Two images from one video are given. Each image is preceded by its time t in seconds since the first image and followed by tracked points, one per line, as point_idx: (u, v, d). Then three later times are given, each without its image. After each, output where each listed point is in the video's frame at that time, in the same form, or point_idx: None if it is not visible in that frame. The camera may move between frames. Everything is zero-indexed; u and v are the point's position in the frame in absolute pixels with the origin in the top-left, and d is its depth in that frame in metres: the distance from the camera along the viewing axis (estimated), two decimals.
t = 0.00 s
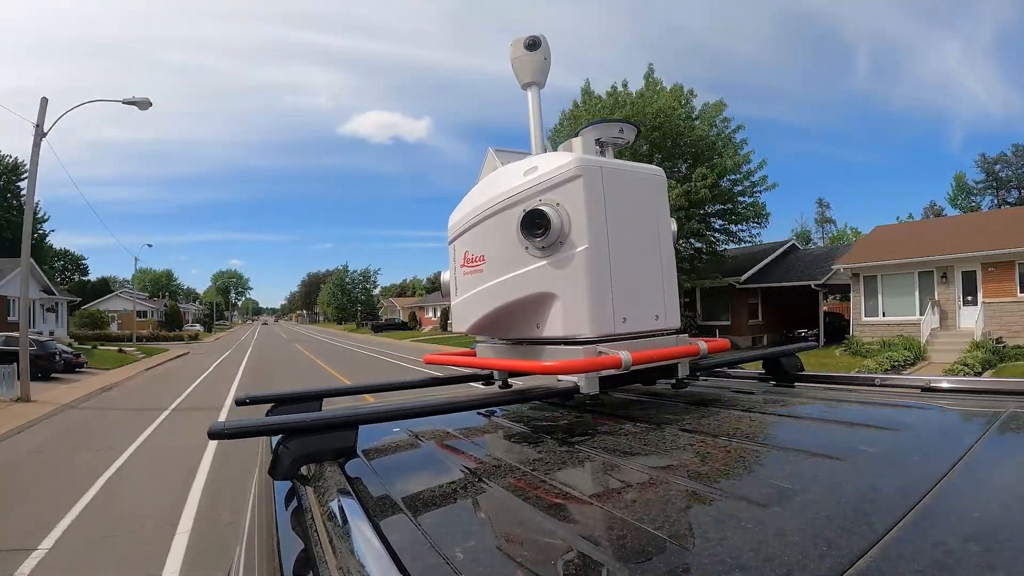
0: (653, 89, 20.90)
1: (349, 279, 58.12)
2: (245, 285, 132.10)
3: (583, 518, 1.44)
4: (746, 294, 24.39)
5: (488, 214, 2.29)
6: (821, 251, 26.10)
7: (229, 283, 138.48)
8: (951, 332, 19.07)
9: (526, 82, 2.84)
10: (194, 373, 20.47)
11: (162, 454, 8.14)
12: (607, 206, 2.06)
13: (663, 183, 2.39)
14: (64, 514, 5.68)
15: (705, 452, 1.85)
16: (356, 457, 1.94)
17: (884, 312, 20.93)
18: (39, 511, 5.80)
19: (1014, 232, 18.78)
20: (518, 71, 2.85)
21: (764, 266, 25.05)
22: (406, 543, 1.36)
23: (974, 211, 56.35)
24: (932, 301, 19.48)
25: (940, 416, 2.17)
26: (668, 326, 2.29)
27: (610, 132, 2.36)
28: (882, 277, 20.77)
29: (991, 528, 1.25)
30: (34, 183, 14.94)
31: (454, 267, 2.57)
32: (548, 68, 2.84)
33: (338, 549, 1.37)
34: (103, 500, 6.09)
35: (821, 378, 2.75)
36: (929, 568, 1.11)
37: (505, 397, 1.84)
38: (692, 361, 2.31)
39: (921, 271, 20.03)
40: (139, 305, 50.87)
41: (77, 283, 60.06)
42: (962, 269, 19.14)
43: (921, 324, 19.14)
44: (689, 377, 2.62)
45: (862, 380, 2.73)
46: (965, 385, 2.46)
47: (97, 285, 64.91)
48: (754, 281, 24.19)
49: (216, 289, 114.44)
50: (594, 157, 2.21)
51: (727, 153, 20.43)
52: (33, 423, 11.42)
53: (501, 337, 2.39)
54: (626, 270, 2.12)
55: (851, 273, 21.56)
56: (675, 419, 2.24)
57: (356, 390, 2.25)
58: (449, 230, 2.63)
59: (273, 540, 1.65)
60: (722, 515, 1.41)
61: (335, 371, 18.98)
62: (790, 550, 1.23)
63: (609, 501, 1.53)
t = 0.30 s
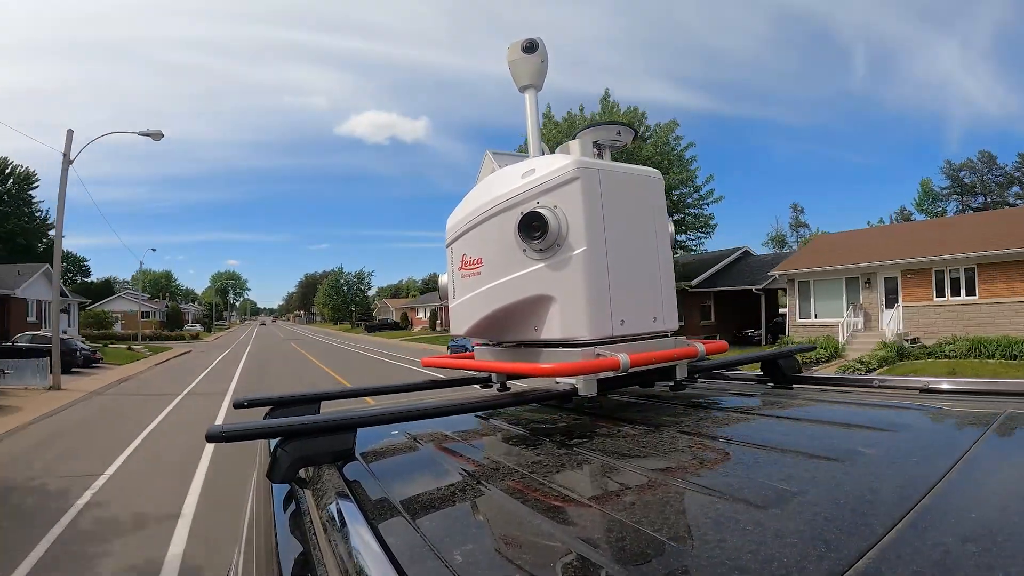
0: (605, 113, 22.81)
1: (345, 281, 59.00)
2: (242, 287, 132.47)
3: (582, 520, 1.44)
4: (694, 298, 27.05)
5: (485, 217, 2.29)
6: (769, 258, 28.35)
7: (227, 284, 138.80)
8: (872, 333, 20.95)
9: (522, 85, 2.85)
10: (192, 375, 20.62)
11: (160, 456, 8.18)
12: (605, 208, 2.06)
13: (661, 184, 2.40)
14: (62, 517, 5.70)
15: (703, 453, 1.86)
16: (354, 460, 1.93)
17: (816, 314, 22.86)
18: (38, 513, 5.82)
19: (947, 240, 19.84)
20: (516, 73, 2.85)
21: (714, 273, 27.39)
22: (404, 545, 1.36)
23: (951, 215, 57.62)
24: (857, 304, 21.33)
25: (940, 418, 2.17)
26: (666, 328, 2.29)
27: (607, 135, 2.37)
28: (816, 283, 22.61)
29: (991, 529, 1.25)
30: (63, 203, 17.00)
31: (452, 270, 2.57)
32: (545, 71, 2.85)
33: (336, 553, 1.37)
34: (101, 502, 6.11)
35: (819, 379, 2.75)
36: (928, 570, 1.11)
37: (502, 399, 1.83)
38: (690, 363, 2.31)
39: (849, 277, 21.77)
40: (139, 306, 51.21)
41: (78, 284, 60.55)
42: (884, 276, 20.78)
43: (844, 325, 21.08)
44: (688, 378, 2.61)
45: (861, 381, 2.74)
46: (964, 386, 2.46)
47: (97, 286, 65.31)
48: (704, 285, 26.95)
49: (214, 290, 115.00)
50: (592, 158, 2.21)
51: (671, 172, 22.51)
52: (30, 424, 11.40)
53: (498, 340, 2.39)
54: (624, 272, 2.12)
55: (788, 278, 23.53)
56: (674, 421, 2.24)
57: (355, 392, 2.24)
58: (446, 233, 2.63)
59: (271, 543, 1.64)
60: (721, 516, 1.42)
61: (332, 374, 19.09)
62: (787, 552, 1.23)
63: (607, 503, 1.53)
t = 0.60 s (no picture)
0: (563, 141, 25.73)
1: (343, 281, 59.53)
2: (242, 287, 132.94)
3: (580, 519, 1.44)
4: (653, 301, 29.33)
5: (483, 216, 2.29)
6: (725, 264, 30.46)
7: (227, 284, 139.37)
8: (801, 334, 23.38)
9: (520, 84, 2.85)
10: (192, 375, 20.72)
11: (161, 456, 8.23)
12: (603, 207, 2.06)
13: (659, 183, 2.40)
14: (64, 516, 5.75)
15: (701, 452, 1.86)
16: (352, 460, 1.93)
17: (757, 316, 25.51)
18: (39, 512, 5.87)
19: (890, 248, 21.61)
20: (514, 73, 2.85)
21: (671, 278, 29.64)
22: (403, 545, 1.35)
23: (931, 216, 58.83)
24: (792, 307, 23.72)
25: (940, 416, 2.17)
26: (664, 327, 2.29)
27: (605, 134, 2.37)
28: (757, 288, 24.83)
29: (988, 527, 1.25)
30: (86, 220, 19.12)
31: (450, 269, 2.57)
32: (543, 70, 2.85)
33: (334, 553, 1.37)
34: (101, 502, 6.16)
35: (816, 378, 2.75)
36: (927, 568, 1.11)
37: (500, 398, 1.84)
38: (688, 362, 2.32)
39: (785, 282, 24.34)
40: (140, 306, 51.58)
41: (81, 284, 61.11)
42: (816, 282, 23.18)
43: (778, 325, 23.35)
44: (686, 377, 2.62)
45: (858, 380, 2.74)
46: (961, 384, 2.46)
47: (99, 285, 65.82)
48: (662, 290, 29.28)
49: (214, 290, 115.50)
50: (590, 157, 2.22)
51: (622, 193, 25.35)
52: (27, 425, 11.36)
53: (496, 339, 2.40)
54: (621, 270, 2.12)
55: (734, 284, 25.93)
56: (672, 419, 2.24)
57: (353, 391, 2.24)
58: (444, 232, 2.63)
59: (269, 542, 1.65)
60: (719, 515, 1.42)
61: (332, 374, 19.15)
62: (786, 550, 1.23)
63: (606, 502, 1.53)
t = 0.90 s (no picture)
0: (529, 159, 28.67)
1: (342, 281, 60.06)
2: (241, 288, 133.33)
3: (579, 518, 1.44)
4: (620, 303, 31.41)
5: (481, 215, 2.29)
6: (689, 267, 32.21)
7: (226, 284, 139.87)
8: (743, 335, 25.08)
9: (519, 83, 2.85)
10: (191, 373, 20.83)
11: (160, 455, 8.27)
12: (601, 205, 2.06)
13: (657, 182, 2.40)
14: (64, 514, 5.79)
15: (700, 451, 1.86)
16: (351, 459, 1.93)
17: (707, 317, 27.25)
18: (40, 510, 5.91)
19: (828, 253, 22.85)
20: (512, 71, 2.85)
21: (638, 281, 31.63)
22: (401, 545, 1.35)
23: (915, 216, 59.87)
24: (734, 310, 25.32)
25: (937, 415, 2.17)
26: (662, 326, 2.29)
27: (604, 132, 2.37)
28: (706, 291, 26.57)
29: (987, 527, 1.25)
30: (103, 232, 21.79)
31: (448, 268, 2.57)
32: (541, 69, 2.85)
33: (333, 552, 1.37)
34: (101, 500, 6.20)
35: (814, 377, 2.76)
36: (924, 567, 1.11)
37: (499, 397, 1.84)
38: (687, 362, 2.31)
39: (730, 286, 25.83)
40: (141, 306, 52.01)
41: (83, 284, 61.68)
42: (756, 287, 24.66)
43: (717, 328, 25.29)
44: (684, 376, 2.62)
45: (856, 379, 2.73)
46: (958, 383, 2.47)
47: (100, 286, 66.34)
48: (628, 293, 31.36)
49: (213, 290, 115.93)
50: (587, 157, 2.22)
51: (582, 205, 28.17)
52: (25, 423, 11.40)
53: (495, 339, 2.40)
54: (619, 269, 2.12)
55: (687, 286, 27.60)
56: (670, 418, 2.24)
57: (352, 391, 2.24)
58: (442, 231, 2.63)
59: (267, 542, 1.64)
60: (717, 514, 1.42)
61: (331, 373, 19.21)
62: (784, 548, 1.24)
63: (604, 501, 1.53)
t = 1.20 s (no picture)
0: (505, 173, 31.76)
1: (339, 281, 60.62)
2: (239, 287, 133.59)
3: (576, 517, 1.44)
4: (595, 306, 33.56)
5: (479, 214, 2.29)
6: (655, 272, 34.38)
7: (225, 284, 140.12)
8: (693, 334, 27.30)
9: (518, 81, 2.84)
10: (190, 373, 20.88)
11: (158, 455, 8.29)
12: (599, 203, 2.06)
13: (656, 181, 2.40)
14: (63, 514, 5.81)
15: (697, 451, 1.86)
16: (348, 457, 1.93)
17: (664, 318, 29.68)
18: (38, 510, 5.93)
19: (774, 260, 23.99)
20: (511, 70, 2.85)
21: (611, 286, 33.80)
22: (398, 543, 1.35)
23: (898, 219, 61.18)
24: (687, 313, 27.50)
25: (932, 416, 2.17)
26: (660, 326, 2.29)
27: (602, 132, 2.37)
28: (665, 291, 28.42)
29: (984, 527, 1.25)
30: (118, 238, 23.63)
31: (446, 267, 2.57)
32: (540, 68, 2.85)
33: (329, 551, 1.37)
34: (99, 499, 6.21)
35: (810, 378, 2.76)
36: (921, 567, 1.11)
37: (496, 396, 1.83)
38: (684, 361, 2.31)
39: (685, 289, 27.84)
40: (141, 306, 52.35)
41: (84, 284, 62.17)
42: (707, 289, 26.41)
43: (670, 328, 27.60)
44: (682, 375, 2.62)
45: (853, 379, 2.73)
46: (953, 384, 2.47)
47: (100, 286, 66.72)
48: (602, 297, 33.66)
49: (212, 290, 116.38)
50: (586, 155, 2.22)
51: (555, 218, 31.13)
52: (23, 422, 11.46)
53: (493, 337, 2.40)
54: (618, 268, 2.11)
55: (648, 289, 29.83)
56: (666, 418, 2.24)
57: (350, 389, 2.24)
58: (440, 230, 2.63)
59: (263, 540, 1.65)
60: (713, 514, 1.42)
61: (329, 372, 19.24)
62: (781, 548, 1.24)
63: (601, 500, 1.53)
